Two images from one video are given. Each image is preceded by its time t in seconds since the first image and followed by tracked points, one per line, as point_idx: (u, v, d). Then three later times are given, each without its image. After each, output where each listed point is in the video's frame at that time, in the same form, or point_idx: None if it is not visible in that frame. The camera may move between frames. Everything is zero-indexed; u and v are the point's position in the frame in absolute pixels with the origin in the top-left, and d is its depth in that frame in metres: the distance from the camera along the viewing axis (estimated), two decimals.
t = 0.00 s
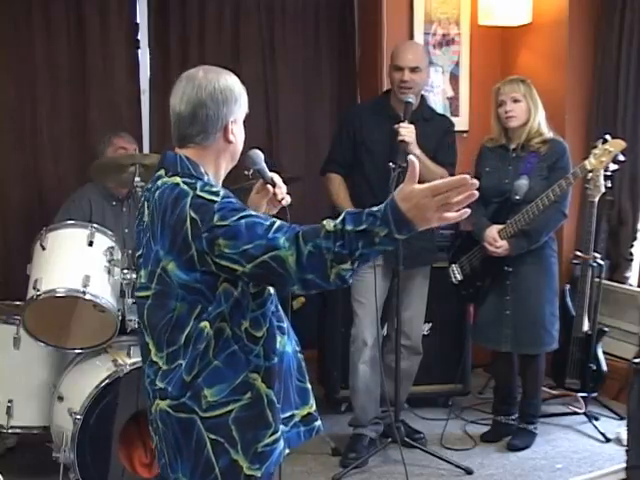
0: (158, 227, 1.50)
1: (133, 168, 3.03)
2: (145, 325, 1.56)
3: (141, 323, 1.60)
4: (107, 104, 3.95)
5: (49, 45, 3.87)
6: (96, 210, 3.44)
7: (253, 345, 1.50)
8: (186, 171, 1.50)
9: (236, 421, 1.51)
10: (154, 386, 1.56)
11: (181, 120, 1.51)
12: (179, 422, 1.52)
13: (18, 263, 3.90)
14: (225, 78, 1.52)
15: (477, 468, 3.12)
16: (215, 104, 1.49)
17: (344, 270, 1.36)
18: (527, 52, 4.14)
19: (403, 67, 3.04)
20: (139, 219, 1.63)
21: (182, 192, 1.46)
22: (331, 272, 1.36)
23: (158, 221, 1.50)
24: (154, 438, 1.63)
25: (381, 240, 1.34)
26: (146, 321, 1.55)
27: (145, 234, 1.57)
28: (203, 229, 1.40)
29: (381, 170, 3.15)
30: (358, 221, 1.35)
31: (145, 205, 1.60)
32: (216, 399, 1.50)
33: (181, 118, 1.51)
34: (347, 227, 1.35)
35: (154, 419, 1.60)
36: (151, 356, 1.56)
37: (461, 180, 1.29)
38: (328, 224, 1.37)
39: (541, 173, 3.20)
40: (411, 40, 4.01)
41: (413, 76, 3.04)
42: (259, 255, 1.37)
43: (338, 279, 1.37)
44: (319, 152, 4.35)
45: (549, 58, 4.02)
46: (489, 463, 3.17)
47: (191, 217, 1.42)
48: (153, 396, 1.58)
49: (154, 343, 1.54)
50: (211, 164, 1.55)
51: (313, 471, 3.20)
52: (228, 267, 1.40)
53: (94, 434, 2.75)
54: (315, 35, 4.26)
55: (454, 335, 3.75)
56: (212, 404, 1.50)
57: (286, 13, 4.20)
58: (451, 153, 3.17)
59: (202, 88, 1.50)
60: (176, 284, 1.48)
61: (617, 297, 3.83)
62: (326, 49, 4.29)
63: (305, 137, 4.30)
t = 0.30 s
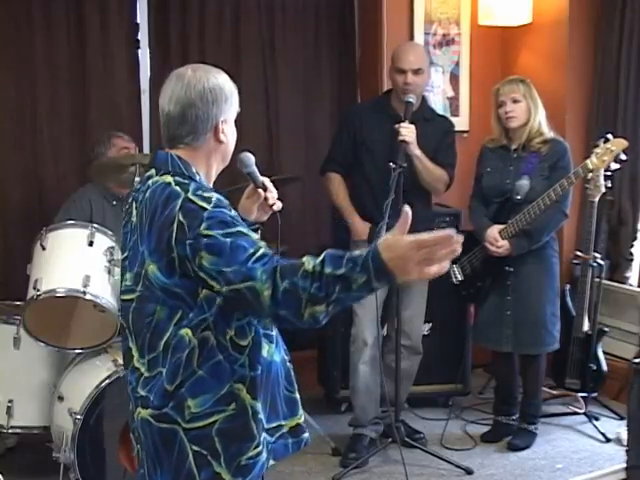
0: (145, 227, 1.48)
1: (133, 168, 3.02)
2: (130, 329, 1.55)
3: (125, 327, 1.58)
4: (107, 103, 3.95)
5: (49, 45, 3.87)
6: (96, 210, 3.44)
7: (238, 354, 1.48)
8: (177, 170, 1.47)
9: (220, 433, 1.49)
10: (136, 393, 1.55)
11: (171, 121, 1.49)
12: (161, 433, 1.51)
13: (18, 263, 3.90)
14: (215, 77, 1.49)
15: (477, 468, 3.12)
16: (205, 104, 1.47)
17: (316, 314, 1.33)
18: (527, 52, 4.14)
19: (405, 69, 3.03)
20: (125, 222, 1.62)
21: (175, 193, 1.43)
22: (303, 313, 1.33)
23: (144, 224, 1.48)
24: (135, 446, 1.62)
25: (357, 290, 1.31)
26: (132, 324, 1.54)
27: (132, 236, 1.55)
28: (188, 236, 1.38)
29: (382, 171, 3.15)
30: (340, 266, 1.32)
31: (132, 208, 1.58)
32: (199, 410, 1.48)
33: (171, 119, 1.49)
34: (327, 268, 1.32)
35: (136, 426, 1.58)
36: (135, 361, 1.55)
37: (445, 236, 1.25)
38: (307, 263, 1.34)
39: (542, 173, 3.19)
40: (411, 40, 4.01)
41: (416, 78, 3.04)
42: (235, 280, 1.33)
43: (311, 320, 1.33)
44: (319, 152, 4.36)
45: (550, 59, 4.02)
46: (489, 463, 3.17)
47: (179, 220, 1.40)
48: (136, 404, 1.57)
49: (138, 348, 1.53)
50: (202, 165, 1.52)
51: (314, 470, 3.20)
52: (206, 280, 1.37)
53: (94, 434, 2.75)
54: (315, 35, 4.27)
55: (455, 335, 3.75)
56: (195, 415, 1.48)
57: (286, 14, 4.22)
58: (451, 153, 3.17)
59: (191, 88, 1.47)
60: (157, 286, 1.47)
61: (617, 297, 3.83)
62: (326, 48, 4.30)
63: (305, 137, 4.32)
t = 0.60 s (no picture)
0: (144, 226, 1.36)
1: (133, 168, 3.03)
2: (120, 333, 1.41)
3: (114, 330, 1.44)
4: (107, 103, 3.97)
5: (49, 46, 3.88)
6: (96, 210, 3.44)
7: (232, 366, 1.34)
8: (184, 173, 1.37)
9: (209, 445, 1.36)
10: (123, 400, 1.41)
11: (169, 122, 1.42)
12: (148, 445, 1.37)
13: (17, 264, 3.90)
14: (213, 77, 1.44)
15: (477, 468, 3.12)
16: (205, 105, 1.41)
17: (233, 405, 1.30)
18: (527, 52, 4.14)
19: (408, 72, 3.03)
20: (116, 218, 1.49)
21: (185, 198, 1.32)
22: (230, 395, 1.29)
23: (144, 222, 1.36)
24: (116, 456, 1.47)
25: (277, 432, 1.30)
26: (122, 328, 1.40)
27: (125, 236, 1.42)
28: (183, 249, 1.29)
29: (381, 171, 3.15)
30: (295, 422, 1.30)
31: (127, 204, 1.45)
32: (189, 422, 1.36)
33: (169, 121, 1.42)
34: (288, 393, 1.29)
35: (119, 435, 1.44)
36: (122, 366, 1.41)
37: None
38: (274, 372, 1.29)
39: (542, 173, 3.20)
40: (411, 40, 4.00)
41: (418, 82, 3.04)
42: (206, 321, 1.27)
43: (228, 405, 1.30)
44: (318, 152, 4.39)
45: (549, 59, 4.02)
46: (489, 463, 3.17)
47: (180, 228, 1.30)
48: (122, 411, 1.43)
49: (126, 353, 1.40)
50: (201, 167, 1.45)
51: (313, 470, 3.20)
52: (178, 299, 1.30)
53: (94, 433, 2.76)
54: (315, 36, 4.30)
55: (455, 335, 3.75)
56: (184, 428, 1.36)
57: (286, 15, 4.24)
58: (450, 154, 3.18)
59: (190, 89, 1.42)
60: (147, 289, 1.34)
61: (617, 297, 3.83)
62: (326, 49, 4.32)
63: (305, 137, 4.34)
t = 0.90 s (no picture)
0: (143, 230, 1.35)
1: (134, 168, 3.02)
2: (115, 338, 1.40)
3: (107, 335, 1.43)
4: (108, 103, 3.98)
5: (49, 46, 3.88)
6: (96, 211, 3.44)
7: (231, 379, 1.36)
8: (184, 177, 1.38)
9: (203, 455, 1.38)
10: (115, 407, 1.41)
11: (167, 123, 1.42)
12: (140, 454, 1.37)
13: (17, 264, 3.90)
14: (213, 80, 1.44)
15: (477, 468, 3.12)
16: (205, 107, 1.41)
17: (224, 423, 1.36)
18: (527, 52, 4.14)
19: (407, 73, 3.03)
20: (109, 220, 1.47)
21: (185, 204, 1.33)
22: (223, 410, 1.34)
23: (144, 227, 1.36)
24: (104, 463, 1.49)
25: (259, 452, 1.41)
26: (116, 333, 1.39)
27: (119, 239, 1.41)
28: (183, 254, 1.31)
29: (381, 171, 3.15)
30: None
31: (123, 207, 1.44)
32: (183, 433, 1.37)
33: (167, 122, 1.42)
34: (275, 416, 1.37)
35: (108, 442, 1.45)
36: (115, 372, 1.40)
37: None
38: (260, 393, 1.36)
39: (542, 173, 3.20)
40: (411, 40, 4.01)
41: (418, 82, 3.04)
42: (205, 334, 1.31)
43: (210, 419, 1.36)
44: (319, 152, 4.39)
45: (549, 59, 4.02)
46: (489, 463, 3.17)
47: (181, 233, 1.31)
48: (112, 418, 1.43)
49: (119, 359, 1.38)
50: (198, 169, 1.45)
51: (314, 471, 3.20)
52: (172, 304, 1.32)
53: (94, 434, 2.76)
54: (315, 36, 4.30)
55: (454, 335, 3.75)
56: (178, 438, 1.37)
57: (286, 15, 4.24)
58: (450, 154, 3.18)
59: (190, 90, 1.41)
60: (146, 295, 1.34)
61: (617, 297, 3.83)
62: (326, 49, 4.32)
63: (305, 137, 4.35)
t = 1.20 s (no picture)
0: (143, 233, 1.36)
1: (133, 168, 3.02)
2: (115, 340, 1.40)
3: (106, 336, 1.44)
4: (107, 103, 3.98)
5: (49, 46, 3.88)
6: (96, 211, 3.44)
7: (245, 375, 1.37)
8: (181, 176, 1.39)
9: (211, 455, 1.39)
10: (119, 409, 1.41)
11: (164, 121, 1.42)
12: (147, 456, 1.38)
13: (17, 264, 3.90)
14: (212, 79, 1.44)
15: (477, 468, 3.12)
16: (203, 106, 1.41)
17: (251, 420, 1.35)
18: (527, 52, 4.14)
19: (406, 72, 3.03)
20: (106, 221, 1.48)
21: (186, 204, 1.34)
22: (249, 407, 1.34)
23: (144, 229, 1.36)
24: (108, 464, 1.49)
25: (288, 444, 1.36)
26: (116, 335, 1.40)
27: (117, 240, 1.42)
28: (192, 256, 1.31)
29: (381, 171, 3.15)
30: None
31: (120, 208, 1.44)
32: (191, 433, 1.38)
33: (164, 120, 1.42)
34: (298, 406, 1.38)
35: (113, 444, 1.45)
36: (118, 374, 1.41)
37: None
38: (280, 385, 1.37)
39: (539, 174, 3.20)
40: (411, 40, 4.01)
41: (416, 81, 3.04)
42: (226, 333, 1.31)
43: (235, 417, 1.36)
44: (319, 152, 4.39)
45: (549, 59, 4.02)
46: (489, 463, 3.17)
47: (187, 235, 1.31)
48: (116, 419, 1.43)
49: (121, 362, 1.39)
50: (194, 168, 1.45)
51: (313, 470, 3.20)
52: (186, 307, 1.32)
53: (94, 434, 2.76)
54: (315, 36, 4.30)
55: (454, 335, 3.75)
56: (186, 439, 1.38)
57: (286, 15, 4.24)
58: (450, 154, 3.18)
59: (189, 88, 1.41)
60: (150, 298, 1.34)
61: (617, 297, 3.83)
62: (326, 49, 4.32)
63: (305, 137, 4.35)
